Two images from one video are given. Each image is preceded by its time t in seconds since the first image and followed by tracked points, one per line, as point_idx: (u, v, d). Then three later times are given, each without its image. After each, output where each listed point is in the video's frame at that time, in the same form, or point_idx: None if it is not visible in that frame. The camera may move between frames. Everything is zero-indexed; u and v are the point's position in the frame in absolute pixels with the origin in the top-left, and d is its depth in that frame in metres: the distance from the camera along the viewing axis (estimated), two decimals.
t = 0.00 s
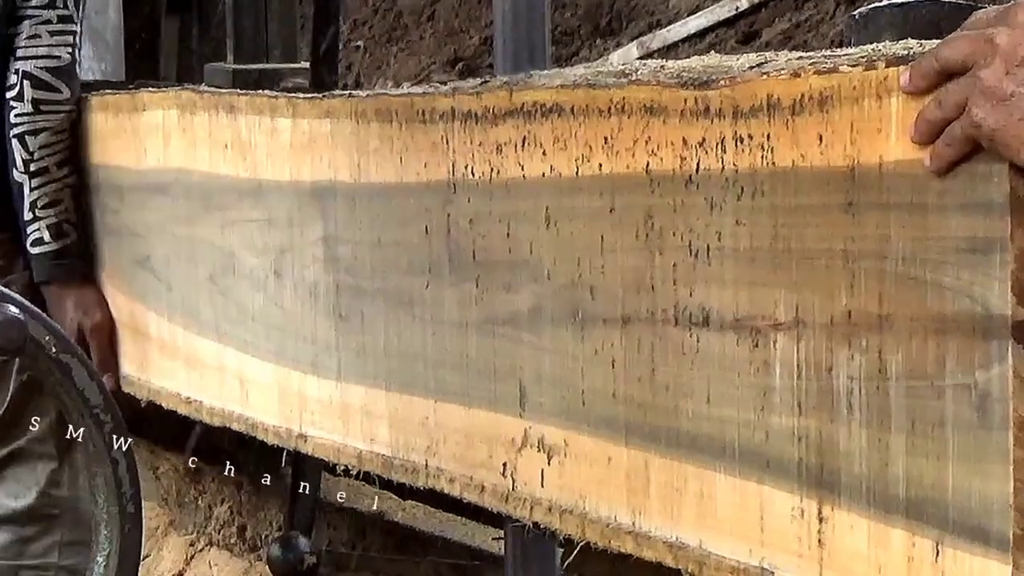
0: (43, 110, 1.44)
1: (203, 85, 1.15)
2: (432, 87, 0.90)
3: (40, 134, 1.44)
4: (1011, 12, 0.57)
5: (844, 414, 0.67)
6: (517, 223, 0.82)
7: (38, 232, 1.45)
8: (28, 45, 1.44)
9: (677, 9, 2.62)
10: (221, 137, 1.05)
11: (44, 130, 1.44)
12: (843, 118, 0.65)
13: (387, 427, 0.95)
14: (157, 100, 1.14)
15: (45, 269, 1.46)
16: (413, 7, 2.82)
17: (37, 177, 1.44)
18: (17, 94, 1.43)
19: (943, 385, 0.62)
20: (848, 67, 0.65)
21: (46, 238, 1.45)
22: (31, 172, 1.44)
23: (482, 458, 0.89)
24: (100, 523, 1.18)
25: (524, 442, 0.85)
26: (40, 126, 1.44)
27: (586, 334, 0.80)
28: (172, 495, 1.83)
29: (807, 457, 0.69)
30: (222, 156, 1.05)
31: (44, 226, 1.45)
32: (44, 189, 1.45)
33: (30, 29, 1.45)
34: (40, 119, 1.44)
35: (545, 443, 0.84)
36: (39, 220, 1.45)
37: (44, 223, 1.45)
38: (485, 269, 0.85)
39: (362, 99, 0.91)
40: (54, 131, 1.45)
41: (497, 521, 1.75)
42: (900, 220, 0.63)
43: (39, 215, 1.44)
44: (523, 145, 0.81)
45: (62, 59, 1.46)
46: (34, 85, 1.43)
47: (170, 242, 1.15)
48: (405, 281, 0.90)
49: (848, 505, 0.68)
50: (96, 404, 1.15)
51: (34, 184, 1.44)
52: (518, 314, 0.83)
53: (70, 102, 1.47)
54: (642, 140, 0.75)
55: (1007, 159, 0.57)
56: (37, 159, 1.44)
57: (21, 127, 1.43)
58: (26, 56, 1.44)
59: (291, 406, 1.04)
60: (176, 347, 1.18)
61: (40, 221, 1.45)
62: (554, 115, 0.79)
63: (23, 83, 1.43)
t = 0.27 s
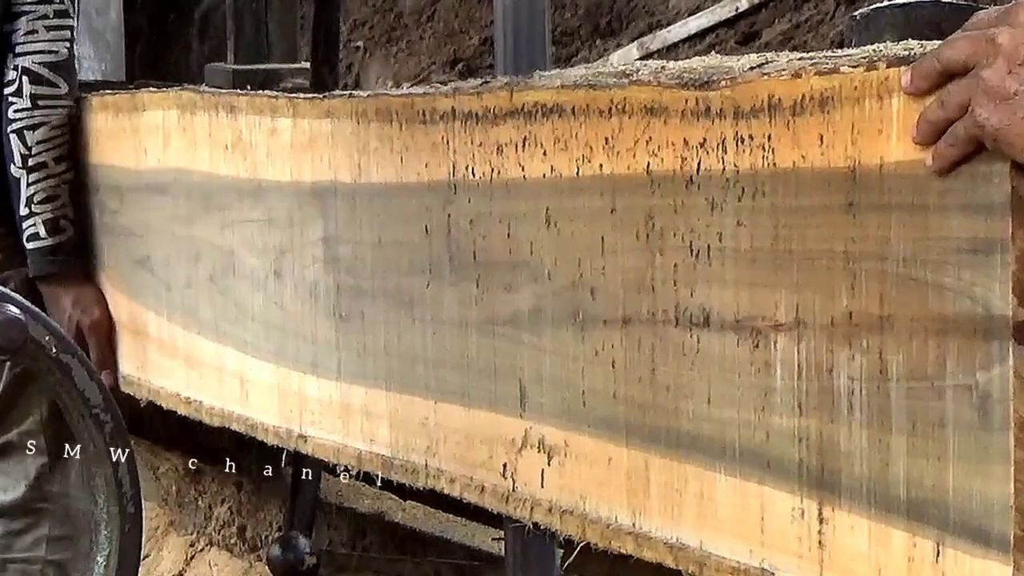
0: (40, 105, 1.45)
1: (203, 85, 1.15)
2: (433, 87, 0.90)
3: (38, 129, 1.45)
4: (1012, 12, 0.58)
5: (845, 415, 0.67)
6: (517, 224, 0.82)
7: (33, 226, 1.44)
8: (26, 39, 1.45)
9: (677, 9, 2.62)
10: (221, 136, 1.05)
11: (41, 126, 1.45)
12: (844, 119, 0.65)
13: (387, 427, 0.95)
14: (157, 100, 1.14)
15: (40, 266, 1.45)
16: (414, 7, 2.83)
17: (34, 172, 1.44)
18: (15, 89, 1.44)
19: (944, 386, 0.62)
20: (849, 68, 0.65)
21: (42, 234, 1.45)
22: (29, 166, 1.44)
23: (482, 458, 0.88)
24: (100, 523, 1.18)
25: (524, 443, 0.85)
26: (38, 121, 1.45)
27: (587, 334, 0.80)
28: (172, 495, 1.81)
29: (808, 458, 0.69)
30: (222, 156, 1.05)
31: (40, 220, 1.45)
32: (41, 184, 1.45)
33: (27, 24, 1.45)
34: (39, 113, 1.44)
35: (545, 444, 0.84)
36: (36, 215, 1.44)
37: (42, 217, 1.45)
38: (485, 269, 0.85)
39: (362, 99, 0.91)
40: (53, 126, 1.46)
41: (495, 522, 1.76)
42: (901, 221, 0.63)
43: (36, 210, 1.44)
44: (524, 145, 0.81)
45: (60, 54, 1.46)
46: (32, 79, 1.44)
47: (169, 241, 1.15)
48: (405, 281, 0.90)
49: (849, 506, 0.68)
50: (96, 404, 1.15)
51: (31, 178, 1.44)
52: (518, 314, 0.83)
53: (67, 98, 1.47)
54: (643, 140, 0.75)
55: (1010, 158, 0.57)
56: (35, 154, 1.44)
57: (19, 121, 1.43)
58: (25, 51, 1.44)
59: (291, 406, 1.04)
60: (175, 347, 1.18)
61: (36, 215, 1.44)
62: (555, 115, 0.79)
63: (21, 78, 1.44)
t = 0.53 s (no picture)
0: (37, 104, 1.45)
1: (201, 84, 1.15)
2: (431, 87, 0.90)
3: (35, 128, 1.45)
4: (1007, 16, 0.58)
5: (840, 414, 0.67)
6: (514, 224, 0.82)
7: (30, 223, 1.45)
8: (23, 39, 1.45)
9: (677, 10, 2.63)
10: (219, 136, 1.05)
11: (38, 124, 1.45)
12: (840, 119, 0.65)
13: (384, 426, 0.95)
14: (155, 99, 1.14)
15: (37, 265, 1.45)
16: (414, 7, 2.83)
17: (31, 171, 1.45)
18: (12, 88, 1.44)
19: (939, 385, 0.62)
20: (845, 68, 0.65)
21: (38, 232, 1.45)
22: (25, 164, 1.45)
23: (479, 457, 0.89)
24: (99, 524, 1.17)
25: (521, 442, 0.85)
26: (35, 120, 1.45)
27: (583, 333, 0.80)
28: (170, 495, 1.81)
29: (804, 458, 0.69)
30: (220, 155, 1.05)
31: (37, 217, 1.45)
32: (38, 182, 1.46)
33: (25, 23, 1.45)
34: (36, 111, 1.45)
35: (542, 443, 0.84)
36: (32, 213, 1.45)
37: (39, 215, 1.45)
38: (482, 268, 0.85)
39: (360, 99, 0.91)
40: (50, 125, 1.46)
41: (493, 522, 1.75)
42: (897, 222, 0.63)
43: (32, 208, 1.45)
44: (521, 145, 0.81)
45: (57, 53, 1.47)
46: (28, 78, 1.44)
47: (168, 241, 1.15)
48: (402, 280, 0.91)
49: (845, 506, 0.68)
50: (96, 404, 1.16)
51: (28, 177, 1.45)
52: (515, 314, 0.84)
53: (65, 97, 1.47)
54: (639, 140, 0.75)
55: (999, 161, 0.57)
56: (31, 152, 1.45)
57: (16, 120, 1.44)
58: (21, 50, 1.44)
59: (289, 405, 1.04)
60: (173, 345, 1.18)
61: (33, 213, 1.45)
62: (553, 115, 0.80)
63: (18, 77, 1.44)
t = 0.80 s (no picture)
0: (32, 103, 1.45)
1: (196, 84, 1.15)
2: (424, 87, 0.91)
3: (29, 126, 1.46)
4: (1000, 21, 0.58)
5: (829, 414, 0.68)
6: (506, 223, 0.83)
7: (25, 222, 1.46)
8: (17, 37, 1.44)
9: (677, 10, 2.64)
10: (214, 135, 1.06)
11: (33, 123, 1.45)
12: (830, 120, 0.66)
13: (378, 425, 0.96)
14: (151, 99, 1.14)
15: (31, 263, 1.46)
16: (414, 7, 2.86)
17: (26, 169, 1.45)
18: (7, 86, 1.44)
19: (928, 385, 0.62)
20: (835, 69, 0.65)
21: (33, 230, 1.46)
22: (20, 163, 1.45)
23: (472, 456, 0.89)
24: (99, 524, 1.15)
25: (513, 441, 0.86)
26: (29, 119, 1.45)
27: (575, 333, 0.80)
28: (165, 494, 1.81)
29: (793, 457, 0.70)
30: (215, 155, 1.05)
31: (33, 217, 1.46)
32: (33, 181, 1.46)
33: (19, 22, 1.43)
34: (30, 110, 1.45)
35: (534, 442, 0.84)
36: (28, 211, 1.46)
37: (35, 214, 1.47)
38: (475, 267, 0.85)
39: (354, 99, 0.91)
40: (43, 123, 1.47)
41: (487, 520, 1.72)
42: (886, 222, 0.63)
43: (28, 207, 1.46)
44: (513, 144, 0.81)
45: (50, 52, 1.45)
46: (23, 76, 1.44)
47: (162, 240, 1.16)
48: (395, 279, 0.91)
49: (834, 505, 0.68)
50: (95, 403, 1.13)
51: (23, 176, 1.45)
52: (507, 313, 0.84)
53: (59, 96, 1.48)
54: (631, 141, 0.75)
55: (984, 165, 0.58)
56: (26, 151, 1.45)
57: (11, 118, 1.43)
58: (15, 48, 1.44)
59: (283, 404, 1.04)
60: (168, 344, 1.19)
61: (27, 211, 1.46)
62: (545, 115, 0.80)
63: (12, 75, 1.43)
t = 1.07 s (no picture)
0: (28, 102, 1.46)
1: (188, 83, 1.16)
2: (414, 86, 0.91)
3: (25, 126, 1.47)
4: (983, 20, 0.59)
5: (814, 411, 0.68)
6: (495, 222, 0.83)
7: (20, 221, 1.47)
8: (14, 36, 1.46)
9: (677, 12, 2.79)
10: (207, 134, 1.06)
11: (29, 122, 1.46)
12: (815, 119, 0.66)
13: (369, 422, 0.96)
14: (144, 98, 1.15)
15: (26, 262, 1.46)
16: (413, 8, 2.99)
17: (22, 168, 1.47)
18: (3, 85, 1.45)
19: (912, 382, 0.63)
20: (820, 69, 0.66)
21: (29, 229, 1.47)
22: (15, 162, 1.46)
23: (461, 453, 0.90)
24: (97, 525, 1.08)
25: (502, 439, 0.86)
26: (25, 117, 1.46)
27: (563, 331, 0.81)
28: (160, 491, 1.84)
29: (779, 454, 0.70)
30: (207, 154, 1.06)
31: (28, 215, 1.47)
32: (29, 179, 1.47)
33: (15, 21, 1.46)
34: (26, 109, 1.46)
35: (522, 439, 0.85)
36: (24, 210, 1.47)
37: (30, 212, 1.47)
38: (464, 266, 0.86)
39: (344, 99, 0.92)
40: (40, 123, 1.47)
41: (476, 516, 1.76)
42: (870, 221, 0.64)
43: (23, 205, 1.47)
44: (502, 143, 0.82)
45: (46, 50, 1.47)
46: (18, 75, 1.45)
47: (155, 238, 1.16)
48: (386, 278, 0.91)
49: (818, 501, 0.69)
50: (95, 403, 1.07)
51: (17, 174, 1.47)
52: (496, 311, 0.85)
53: (56, 94, 1.49)
54: (618, 140, 0.76)
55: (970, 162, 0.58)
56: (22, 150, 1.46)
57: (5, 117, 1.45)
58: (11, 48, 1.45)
59: (275, 402, 1.05)
60: (161, 341, 1.19)
61: (23, 210, 1.47)
62: (534, 114, 0.80)
63: (8, 75, 1.45)
